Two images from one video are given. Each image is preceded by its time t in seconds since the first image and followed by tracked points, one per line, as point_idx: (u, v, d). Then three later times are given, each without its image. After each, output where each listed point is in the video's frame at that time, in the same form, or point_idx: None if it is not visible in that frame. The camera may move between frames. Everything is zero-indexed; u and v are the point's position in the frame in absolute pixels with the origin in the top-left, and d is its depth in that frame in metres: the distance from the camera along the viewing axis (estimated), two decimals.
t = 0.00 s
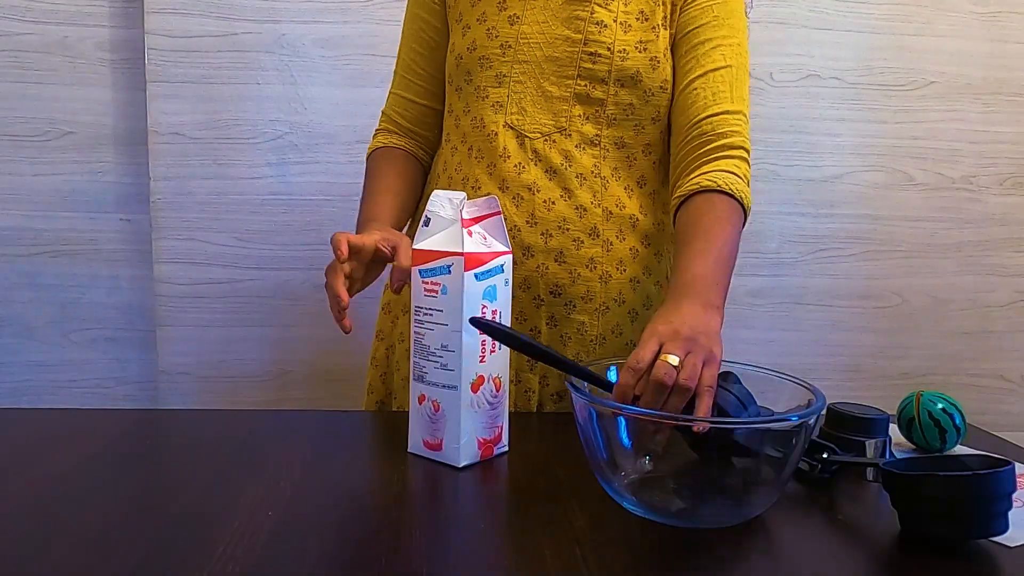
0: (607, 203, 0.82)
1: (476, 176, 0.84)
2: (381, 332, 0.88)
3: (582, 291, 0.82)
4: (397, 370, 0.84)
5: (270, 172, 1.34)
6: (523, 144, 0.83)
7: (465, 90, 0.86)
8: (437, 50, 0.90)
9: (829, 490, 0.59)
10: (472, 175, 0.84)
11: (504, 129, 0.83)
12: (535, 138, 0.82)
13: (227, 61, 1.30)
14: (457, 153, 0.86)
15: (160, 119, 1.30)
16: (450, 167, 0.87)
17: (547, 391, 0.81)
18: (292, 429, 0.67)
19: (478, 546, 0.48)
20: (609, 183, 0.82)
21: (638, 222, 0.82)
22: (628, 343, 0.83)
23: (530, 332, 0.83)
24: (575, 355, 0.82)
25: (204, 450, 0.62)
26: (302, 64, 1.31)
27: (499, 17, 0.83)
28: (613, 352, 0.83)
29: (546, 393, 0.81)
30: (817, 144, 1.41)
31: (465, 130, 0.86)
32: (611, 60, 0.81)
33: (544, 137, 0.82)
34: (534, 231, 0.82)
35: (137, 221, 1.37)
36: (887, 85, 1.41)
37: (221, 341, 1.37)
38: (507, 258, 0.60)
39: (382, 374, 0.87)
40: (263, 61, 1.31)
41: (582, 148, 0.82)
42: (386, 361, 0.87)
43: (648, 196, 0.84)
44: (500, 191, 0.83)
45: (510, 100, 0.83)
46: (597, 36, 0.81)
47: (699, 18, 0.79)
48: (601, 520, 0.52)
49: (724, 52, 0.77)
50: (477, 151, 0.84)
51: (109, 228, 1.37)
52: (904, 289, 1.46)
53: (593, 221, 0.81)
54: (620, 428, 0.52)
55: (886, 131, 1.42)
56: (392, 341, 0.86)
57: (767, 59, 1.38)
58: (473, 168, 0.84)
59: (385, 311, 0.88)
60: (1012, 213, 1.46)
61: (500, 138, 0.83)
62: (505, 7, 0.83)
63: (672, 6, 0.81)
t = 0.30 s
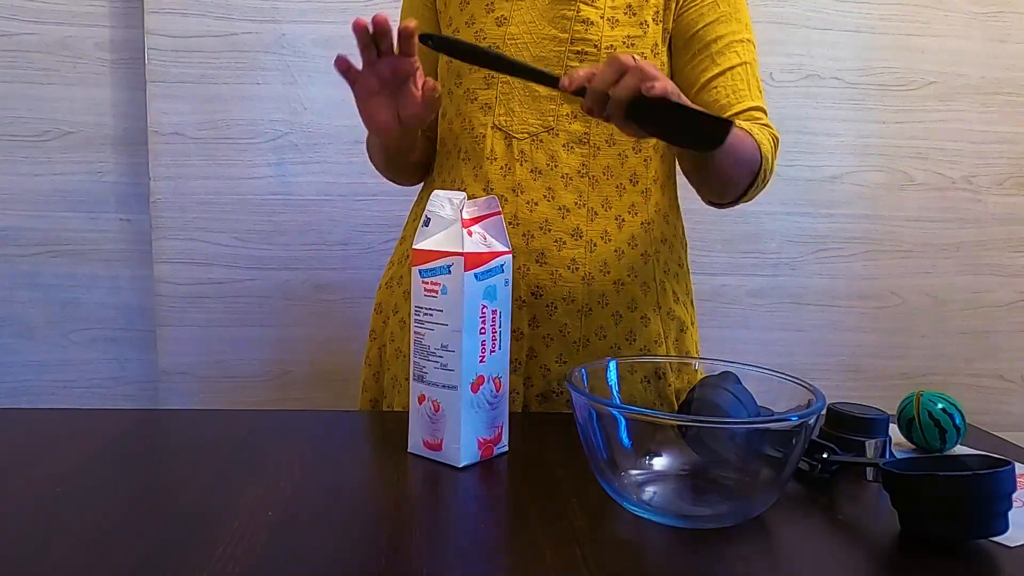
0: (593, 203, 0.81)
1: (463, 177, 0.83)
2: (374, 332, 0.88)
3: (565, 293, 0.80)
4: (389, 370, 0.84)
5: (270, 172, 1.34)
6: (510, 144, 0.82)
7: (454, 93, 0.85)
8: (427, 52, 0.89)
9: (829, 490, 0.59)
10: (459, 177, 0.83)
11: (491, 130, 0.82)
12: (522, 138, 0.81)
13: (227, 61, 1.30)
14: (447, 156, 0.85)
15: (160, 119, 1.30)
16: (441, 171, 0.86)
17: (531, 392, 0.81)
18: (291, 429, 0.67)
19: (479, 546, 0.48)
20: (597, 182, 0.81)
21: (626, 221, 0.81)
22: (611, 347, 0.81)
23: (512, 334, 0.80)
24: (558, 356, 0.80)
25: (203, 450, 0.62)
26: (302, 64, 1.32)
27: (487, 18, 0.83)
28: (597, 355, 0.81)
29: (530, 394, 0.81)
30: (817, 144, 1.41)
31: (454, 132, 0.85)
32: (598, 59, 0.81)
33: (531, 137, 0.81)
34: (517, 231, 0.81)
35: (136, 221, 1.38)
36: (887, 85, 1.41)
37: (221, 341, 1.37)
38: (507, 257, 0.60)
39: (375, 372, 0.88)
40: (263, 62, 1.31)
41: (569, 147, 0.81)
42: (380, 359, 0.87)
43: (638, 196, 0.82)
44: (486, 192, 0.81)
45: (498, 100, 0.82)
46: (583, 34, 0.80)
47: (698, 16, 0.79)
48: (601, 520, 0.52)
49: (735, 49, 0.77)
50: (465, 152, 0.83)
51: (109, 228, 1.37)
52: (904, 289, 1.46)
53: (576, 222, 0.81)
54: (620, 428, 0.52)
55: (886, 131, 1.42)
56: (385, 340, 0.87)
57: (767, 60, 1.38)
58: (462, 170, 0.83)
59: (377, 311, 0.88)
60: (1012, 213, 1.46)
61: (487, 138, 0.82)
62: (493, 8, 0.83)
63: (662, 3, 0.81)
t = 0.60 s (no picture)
0: (583, 199, 0.81)
1: (451, 176, 0.83)
2: (358, 336, 0.88)
3: (560, 290, 0.80)
4: (376, 373, 0.85)
5: (270, 172, 1.34)
6: (498, 143, 0.82)
7: (438, 93, 0.85)
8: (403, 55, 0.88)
9: (829, 490, 0.59)
10: (448, 176, 0.83)
11: (478, 129, 0.82)
12: (510, 136, 0.82)
13: (227, 61, 1.30)
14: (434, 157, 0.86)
15: (160, 119, 1.30)
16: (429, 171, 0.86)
17: (526, 390, 0.80)
18: (291, 429, 0.67)
19: (479, 546, 0.48)
20: (586, 179, 0.81)
21: (616, 217, 0.82)
22: (605, 344, 0.81)
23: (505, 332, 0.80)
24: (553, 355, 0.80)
25: (203, 450, 0.62)
26: (302, 64, 1.32)
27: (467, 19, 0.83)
28: (591, 353, 0.81)
29: (525, 393, 0.80)
30: (817, 144, 1.41)
31: (441, 133, 0.85)
32: (581, 55, 0.81)
33: (518, 135, 0.82)
34: (511, 230, 0.81)
35: (137, 221, 1.38)
36: (887, 85, 1.41)
37: (221, 341, 1.37)
38: (507, 258, 0.60)
39: (359, 378, 0.88)
40: (263, 62, 1.31)
41: (557, 145, 0.82)
42: (363, 363, 0.88)
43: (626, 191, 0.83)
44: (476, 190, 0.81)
45: (483, 99, 0.82)
46: (564, 32, 0.80)
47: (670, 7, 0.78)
48: (601, 521, 0.52)
49: (694, 42, 0.77)
50: (452, 152, 0.83)
51: (109, 228, 1.37)
52: (904, 289, 1.46)
53: (569, 219, 0.81)
54: (620, 428, 0.52)
55: (886, 131, 1.42)
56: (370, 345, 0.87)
57: (767, 60, 1.38)
58: (449, 170, 0.83)
59: (360, 315, 0.88)
60: (1012, 213, 1.46)
61: (475, 138, 0.82)
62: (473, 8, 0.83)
63: None
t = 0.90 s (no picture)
0: (568, 195, 0.81)
1: (433, 177, 0.82)
2: (332, 345, 0.88)
3: (549, 286, 0.80)
4: (355, 382, 0.85)
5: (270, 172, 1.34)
6: (479, 142, 0.81)
7: (411, 95, 0.84)
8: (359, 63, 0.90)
9: (828, 490, 0.59)
10: (428, 177, 0.82)
11: (458, 129, 0.82)
12: (491, 136, 0.81)
13: (227, 60, 1.30)
14: (411, 159, 0.85)
15: (160, 119, 1.30)
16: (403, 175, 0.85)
17: (516, 387, 0.80)
18: (291, 430, 0.67)
19: (480, 546, 0.48)
20: (569, 175, 0.81)
21: (598, 212, 0.82)
22: (593, 338, 0.81)
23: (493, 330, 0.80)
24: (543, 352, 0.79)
25: (203, 450, 0.62)
26: (302, 64, 1.32)
27: (438, 20, 0.82)
28: (580, 348, 0.81)
29: (516, 390, 0.80)
30: (817, 144, 1.41)
31: (417, 135, 0.84)
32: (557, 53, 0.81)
33: (500, 134, 0.81)
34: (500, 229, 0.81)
35: (136, 221, 1.38)
36: (887, 85, 1.41)
37: (221, 341, 1.37)
38: (507, 258, 0.60)
39: (339, 390, 0.88)
40: (263, 61, 1.31)
41: (539, 142, 0.81)
42: (341, 373, 0.88)
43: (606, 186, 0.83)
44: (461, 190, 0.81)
45: (461, 100, 0.82)
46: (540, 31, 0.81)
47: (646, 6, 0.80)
48: (602, 521, 0.52)
49: (672, 41, 0.79)
50: (432, 153, 0.82)
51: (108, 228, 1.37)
52: (903, 289, 1.46)
53: (555, 216, 0.81)
54: (620, 428, 0.52)
55: (886, 131, 1.42)
56: (346, 354, 0.87)
57: (767, 60, 1.38)
58: (429, 170, 0.82)
59: (334, 324, 0.87)
60: (1012, 213, 1.46)
61: (456, 138, 0.81)
62: (443, 10, 0.82)
63: None
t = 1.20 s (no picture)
0: (555, 191, 0.83)
1: (423, 179, 0.80)
2: (312, 357, 0.83)
3: (545, 282, 0.82)
4: (342, 395, 0.82)
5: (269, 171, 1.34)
6: (470, 142, 0.81)
7: (388, 96, 0.82)
8: (320, 60, 0.84)
9: (828, 490, 0.59)
10: (418, 180, 0.80)
11: (447, 130, 0.81)
12: (481, 135, 0.81)
13: (227, 60, 1.30)
14: (392, 161, 0.82)
15: (160, 119, 1.30)
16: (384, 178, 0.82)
17: (515, 386, 0.81)
18: (290, 430, 0.67)
19: (480, 546, 0.48)
20: (556, 172, 0.83)
21: (581, 207, 0.85)
22: (583, 329, 0.84)
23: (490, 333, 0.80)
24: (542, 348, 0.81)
25: (202, 451, 0.62)
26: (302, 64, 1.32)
27: (415, 18, 0.80)
28: (573, 341, 0.83)
29: (514, 389, 0.81)
30: (817, 144, 1.41)
31: (399, 136, 0.81)
32: (541, 51, 0.82)
33: (490, 133, 0.81)
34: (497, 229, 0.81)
35: (136, 221, 1.38)
36: (887, 85, 1.41)
37: (222, 341, 1.37)
38: (507, 258, 0.60)
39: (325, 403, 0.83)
40: (263, 61, 1.31)
41: (529, 140, 0.82)
42: (323, 390, 0.83)
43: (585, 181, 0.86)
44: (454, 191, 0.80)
45: (446, 100, 0.81)
46: (521, 29, 0.81)
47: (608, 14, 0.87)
48: (602, 521, 0.52)
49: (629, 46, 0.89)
50: (420, 154, 0.80)
51: (108, 228, 1.37)
52: (904, 289, 1.46)
53: (547, 212, 0.82)
54: (620, 428, 0.52)
55: (887, 131, 1.42)
56: (330, 366, 0.83)
57: (767, 60, 1.38)
58: (418, 172, 0.80)
59: (314, 336, 0.83)
60: (1012, 213, 1.46)
61: (446, 138, 0.80)
62: (419, 8, 0.80)
63: None
